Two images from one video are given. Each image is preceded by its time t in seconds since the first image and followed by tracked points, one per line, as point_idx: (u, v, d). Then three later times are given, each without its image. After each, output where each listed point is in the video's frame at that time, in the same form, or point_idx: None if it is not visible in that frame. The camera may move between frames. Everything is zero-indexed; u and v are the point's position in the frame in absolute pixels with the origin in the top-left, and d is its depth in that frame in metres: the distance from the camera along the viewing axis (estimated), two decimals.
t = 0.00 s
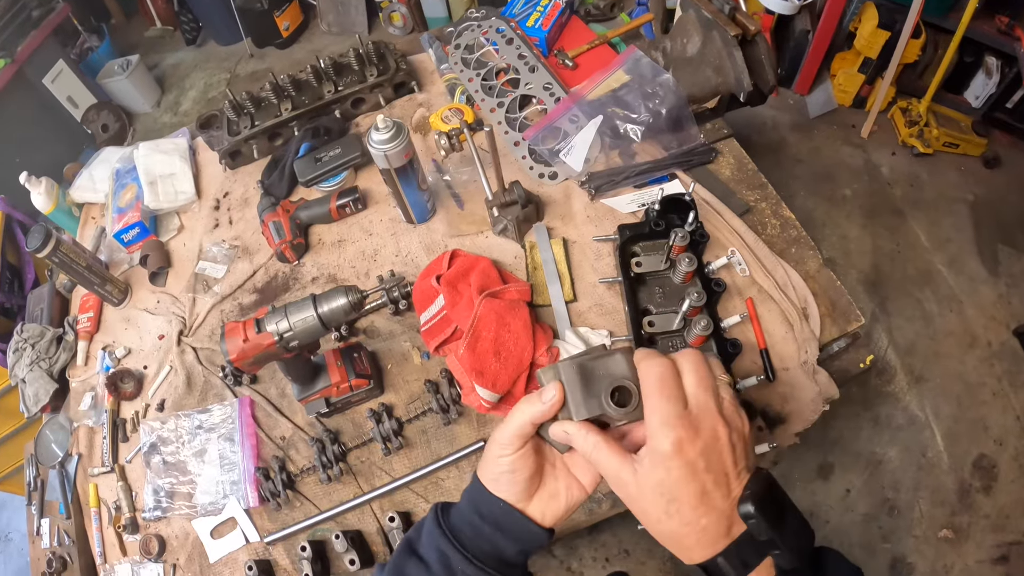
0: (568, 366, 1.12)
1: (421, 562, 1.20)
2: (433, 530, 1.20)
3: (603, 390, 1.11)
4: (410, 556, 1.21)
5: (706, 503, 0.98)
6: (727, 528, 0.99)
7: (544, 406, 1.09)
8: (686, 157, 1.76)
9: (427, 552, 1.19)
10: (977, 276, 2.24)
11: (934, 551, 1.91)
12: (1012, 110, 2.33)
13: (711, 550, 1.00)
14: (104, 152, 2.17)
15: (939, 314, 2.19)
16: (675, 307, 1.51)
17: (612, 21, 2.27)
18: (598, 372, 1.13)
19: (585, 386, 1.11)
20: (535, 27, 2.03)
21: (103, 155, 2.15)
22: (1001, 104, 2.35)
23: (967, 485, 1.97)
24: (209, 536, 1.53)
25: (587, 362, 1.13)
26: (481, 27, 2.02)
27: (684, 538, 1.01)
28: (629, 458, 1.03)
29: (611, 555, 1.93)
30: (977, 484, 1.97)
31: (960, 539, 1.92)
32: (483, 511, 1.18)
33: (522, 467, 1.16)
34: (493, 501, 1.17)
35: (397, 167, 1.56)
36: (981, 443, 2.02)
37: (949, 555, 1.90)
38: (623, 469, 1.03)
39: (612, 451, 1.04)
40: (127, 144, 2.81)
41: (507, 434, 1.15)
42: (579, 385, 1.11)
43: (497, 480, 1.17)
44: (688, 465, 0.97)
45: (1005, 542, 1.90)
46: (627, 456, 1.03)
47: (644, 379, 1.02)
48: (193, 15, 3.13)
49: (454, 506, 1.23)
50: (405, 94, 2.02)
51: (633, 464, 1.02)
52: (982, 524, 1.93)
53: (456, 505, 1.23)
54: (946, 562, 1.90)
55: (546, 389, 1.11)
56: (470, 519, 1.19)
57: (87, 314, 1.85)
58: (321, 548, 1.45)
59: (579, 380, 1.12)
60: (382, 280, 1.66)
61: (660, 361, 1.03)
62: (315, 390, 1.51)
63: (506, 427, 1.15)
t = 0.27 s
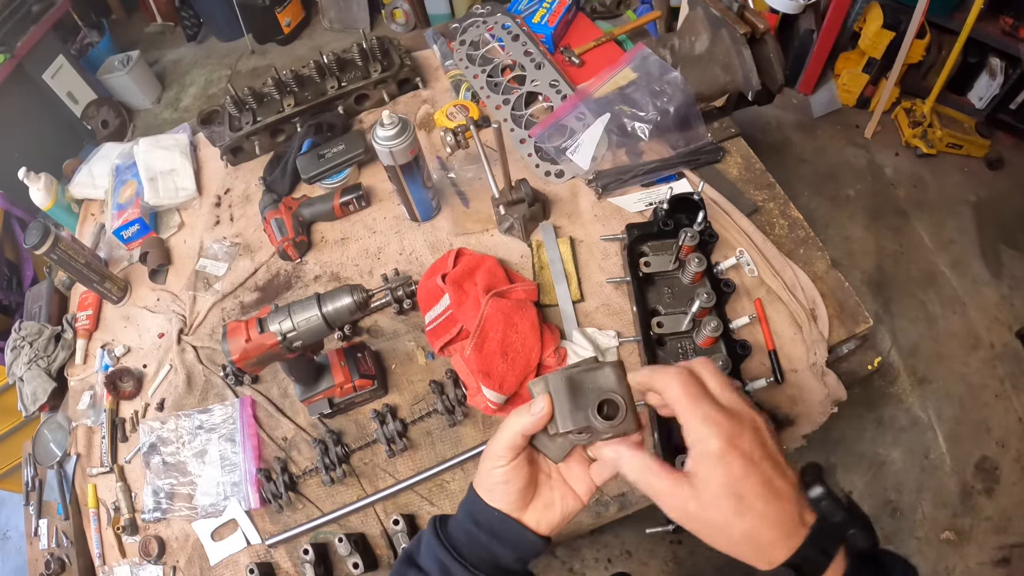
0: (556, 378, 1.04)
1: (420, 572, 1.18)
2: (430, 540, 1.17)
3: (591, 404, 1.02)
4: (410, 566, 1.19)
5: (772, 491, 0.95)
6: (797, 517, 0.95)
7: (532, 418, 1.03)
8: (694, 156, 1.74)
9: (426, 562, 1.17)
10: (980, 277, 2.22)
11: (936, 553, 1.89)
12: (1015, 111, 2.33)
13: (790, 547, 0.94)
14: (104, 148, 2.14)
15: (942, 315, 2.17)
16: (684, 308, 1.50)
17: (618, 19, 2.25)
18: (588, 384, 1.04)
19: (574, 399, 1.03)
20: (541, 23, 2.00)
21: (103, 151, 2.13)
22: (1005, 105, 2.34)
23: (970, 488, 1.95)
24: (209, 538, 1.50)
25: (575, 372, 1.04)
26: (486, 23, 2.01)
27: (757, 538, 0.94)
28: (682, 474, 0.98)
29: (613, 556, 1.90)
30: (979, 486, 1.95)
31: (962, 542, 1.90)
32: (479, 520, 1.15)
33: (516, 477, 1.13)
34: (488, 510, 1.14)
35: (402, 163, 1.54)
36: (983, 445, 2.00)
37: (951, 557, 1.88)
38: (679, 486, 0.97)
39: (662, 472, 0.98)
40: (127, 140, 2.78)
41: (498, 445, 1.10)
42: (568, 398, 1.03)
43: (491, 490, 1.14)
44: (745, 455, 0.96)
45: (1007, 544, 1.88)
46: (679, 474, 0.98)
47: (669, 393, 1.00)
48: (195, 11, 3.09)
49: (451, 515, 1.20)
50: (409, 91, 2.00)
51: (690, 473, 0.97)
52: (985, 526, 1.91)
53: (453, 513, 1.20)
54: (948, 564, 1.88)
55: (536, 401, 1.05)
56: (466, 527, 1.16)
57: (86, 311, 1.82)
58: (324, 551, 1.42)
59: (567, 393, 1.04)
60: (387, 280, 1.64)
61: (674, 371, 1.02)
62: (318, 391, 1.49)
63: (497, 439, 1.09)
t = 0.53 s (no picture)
0: (564, 399, 1.10)
1: None
2: (426, 550, 1.16)
3: (598, 425, 1.10)
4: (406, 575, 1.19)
5: (808, 506, 0.91)
6: (832, 526, 0.92)
7: (536, 438, 1.06)
8: (698, 155, 1.72)
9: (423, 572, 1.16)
10: (982, 278, 2.20)
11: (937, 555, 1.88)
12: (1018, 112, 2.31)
13: (828, 559, 0.91)
14: (102, 145, 2.12)
15: (943, 316, 2.16)
16: (689, 308, 1.48)
17: (621, 16, 2.23)
18: (595, 405, 1.11)
19: (581, 419, 1.10)
20: (544, 21, 1.98)
21: (102, 148, 2.11)
22: (1007, 106, 2.32)
23: (971, 489, 1.94)
24: (208, 539, 1.49)
25: (582, 393, 1.11)
26: (489, 20, 1.99)
27: (796, 557, 0.92)
28: (711, 498, 0.96)
29: (614, 556, 1.89)
30: (980, 488, 1.94)
31: (962, 543, 1.89)
32: (477, 531, 1.15)
33: (516, 492, 1.13)
34: (487, 522, 1.14)
35: (404, 161, 1.52)
36: (984, 446, 1.99)
37: (952, 559, 1.87)
38: (710, 509, 0.95)
39: (694, 491, 0.97)
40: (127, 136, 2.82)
41: (500, 461, 1.10)
42: (575, 418, 1.10)
43: (491, 504, 1.14)
44: (774, 471, 0.91)
45: (1007, 545, 1.87)
46: (710, 494, 0.96)
47: (672, 440, 0.95)
48: (195, 8, 3.07)
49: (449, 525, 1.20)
50: (411, 88, 1.99)
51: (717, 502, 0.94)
52: (985, 528, 1.90)
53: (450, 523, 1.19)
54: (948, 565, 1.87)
55: (541, 420, 1.08)
56: (463, 537, 1.16)
57: (84, 310, 1.81)
58: (324, 553, 1.41)
59: (575, 412, 1.11)
60: (389, 279, 1.62)
61: (665, 416, 0.98)
62: (318, 392, 1.47)
63: (499, 456, 1.10)
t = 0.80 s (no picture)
0: (572, 411, 1.09)
1: None
2: (427, 555, 1.20)
3: (605, 436, 1.10)
4: None
5: (795, 529, 0.88)
6: (821, 547, 0.88)
7: (542, 450, 1.06)
8: (702, 157, 1.71)
9: None
10: (983, 281, 2.20)
11: (936, 558, 1.88)
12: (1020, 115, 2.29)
13: None
14: (103, 141, 2.11)
15: (944, 319, 2.15)
16: (692, 311, 1.48)
17: (625, 16, 2.22)
18: (602, 416, 1.11)
19: (588, 430, 1.09)
20: (548, 20, 1.97)
21: (103, 145, 2.10)
22: (1009, 109, 2.32)
23: (970, 492, 1.93)
24: (207, 540, 1.48)
25: (589, 406, 1.10)
26: (492, 19, 1.98)
27: None
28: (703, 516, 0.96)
29: (613, 558, 1.87)
30: (979, 491, 1.93)
31: (961, 546, 1.88)
32: (478, 537, 1.19)
33: (517, 500, 1.15)
34: (488, 529, 1.18)
35: (407, 161, 1.51)
36: (983, 449, 1.98)
37: (950, 562, 1.87)
38: (702, 525, 0.96)
39: (688, 506, 0.98)
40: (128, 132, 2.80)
41: (503, 472, 1.12)
42: (582, 430, 1.09)
43: (492, 511, 1.17)
44: (761, 494, 0.89)
45: (1006, 549, 1.86)
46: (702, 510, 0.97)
47: (662, 462, 0.96)
48: (196, 5, 3.05)
49: (449, 530, 1.23)
50: (414, 86, 1.97)
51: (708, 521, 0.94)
52: (984, 531, 1.89)
53: (451, 528, 1.23)
54: (946, 568, 1.86)
55: (546, 431, 1.08)
56: (464, 543, 1.19)
57: (83, 308, 1.79)
58: (324, 554, 1.40)
59: (582, 424, 1.10)
60: (391, 280, 1.61)
61: (658, 439, 0.98)
62: (319, 392, 1.46)
63: (502, 466, 1.12)
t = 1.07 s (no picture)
0: (566, 407, 1.08)
1: None
2: (424, 555, 1.19)
3: (599, 433, 1.08)
4: None
5: (794, 539, 0.91)
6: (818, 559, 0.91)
7: (538, 446, 1.05)
8: (702, 159, 1.70)
9: None
10: (982, 285, 2.20)
11: (933, 562, 1.87)
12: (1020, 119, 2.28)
13: None
14: (102, 139, 2.11)
15: (943, 323, 2.15)
16: (692, 315, 1.47)
17: (626, 18, 2.22)
18: (597, 413, 1.09)
19: (583, 427, 1.08)
20: (549, 21, 1.96)
21: (101, 143, 2.09)
22: (1010, 114, 2.30)
23: (968, 496, 1.93)
24: (204, 541, 1.48)
25: (584, 402, 1.09)
26: (493, 20, 1.97)
27: None
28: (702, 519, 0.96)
29: (610, 560, 1.87)
30: (977, 495, 1.93)
31: (958, 550, 1.88)
32: (475, 537, 1.18)
33: (514, 499, 1.14)
34: (485, 529, 1.17)
35: (406, 162, 1.51)
36: (981, 454, 1.98)
37: (947, 566, 1.87)
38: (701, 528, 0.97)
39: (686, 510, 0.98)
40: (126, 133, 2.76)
41: (499, 469, 1.11)
42: (577, 427, 1.08)
43: (489, 510, 1.16)
44: (766, 504, 0.91)
45: (1003, 553, 1.86)
46: (701, 514, 0.97)
47: (669, 461, 0.95)
48: (196, 2, 3.04)
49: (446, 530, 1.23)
50: (414, 86, 1.97)
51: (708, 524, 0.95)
52: (981, 535, 1.89)
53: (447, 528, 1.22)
54: (943, 572, 1.86)
55: (542, 428, 1.07)
56: (460, 543, 1.19)
57: (80, 306, 1.79)
58: (321, 556, 1.40)
59: (577, 421, 1.08)
60: (388, 280, 1.61)
61: (667, 437, 0.97)
62: (316, 394, 1.46)
63: (499, 463, 1.10)
